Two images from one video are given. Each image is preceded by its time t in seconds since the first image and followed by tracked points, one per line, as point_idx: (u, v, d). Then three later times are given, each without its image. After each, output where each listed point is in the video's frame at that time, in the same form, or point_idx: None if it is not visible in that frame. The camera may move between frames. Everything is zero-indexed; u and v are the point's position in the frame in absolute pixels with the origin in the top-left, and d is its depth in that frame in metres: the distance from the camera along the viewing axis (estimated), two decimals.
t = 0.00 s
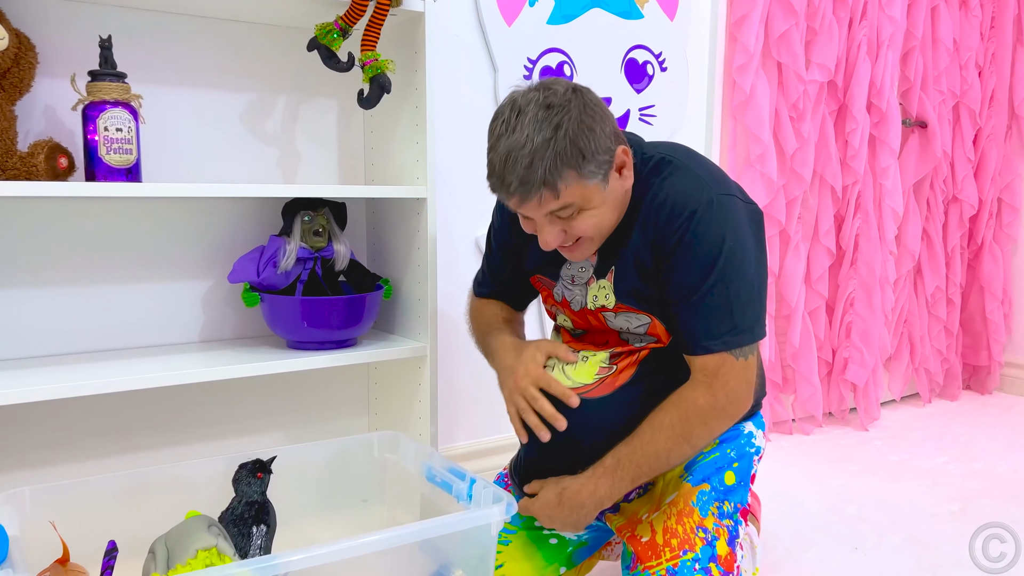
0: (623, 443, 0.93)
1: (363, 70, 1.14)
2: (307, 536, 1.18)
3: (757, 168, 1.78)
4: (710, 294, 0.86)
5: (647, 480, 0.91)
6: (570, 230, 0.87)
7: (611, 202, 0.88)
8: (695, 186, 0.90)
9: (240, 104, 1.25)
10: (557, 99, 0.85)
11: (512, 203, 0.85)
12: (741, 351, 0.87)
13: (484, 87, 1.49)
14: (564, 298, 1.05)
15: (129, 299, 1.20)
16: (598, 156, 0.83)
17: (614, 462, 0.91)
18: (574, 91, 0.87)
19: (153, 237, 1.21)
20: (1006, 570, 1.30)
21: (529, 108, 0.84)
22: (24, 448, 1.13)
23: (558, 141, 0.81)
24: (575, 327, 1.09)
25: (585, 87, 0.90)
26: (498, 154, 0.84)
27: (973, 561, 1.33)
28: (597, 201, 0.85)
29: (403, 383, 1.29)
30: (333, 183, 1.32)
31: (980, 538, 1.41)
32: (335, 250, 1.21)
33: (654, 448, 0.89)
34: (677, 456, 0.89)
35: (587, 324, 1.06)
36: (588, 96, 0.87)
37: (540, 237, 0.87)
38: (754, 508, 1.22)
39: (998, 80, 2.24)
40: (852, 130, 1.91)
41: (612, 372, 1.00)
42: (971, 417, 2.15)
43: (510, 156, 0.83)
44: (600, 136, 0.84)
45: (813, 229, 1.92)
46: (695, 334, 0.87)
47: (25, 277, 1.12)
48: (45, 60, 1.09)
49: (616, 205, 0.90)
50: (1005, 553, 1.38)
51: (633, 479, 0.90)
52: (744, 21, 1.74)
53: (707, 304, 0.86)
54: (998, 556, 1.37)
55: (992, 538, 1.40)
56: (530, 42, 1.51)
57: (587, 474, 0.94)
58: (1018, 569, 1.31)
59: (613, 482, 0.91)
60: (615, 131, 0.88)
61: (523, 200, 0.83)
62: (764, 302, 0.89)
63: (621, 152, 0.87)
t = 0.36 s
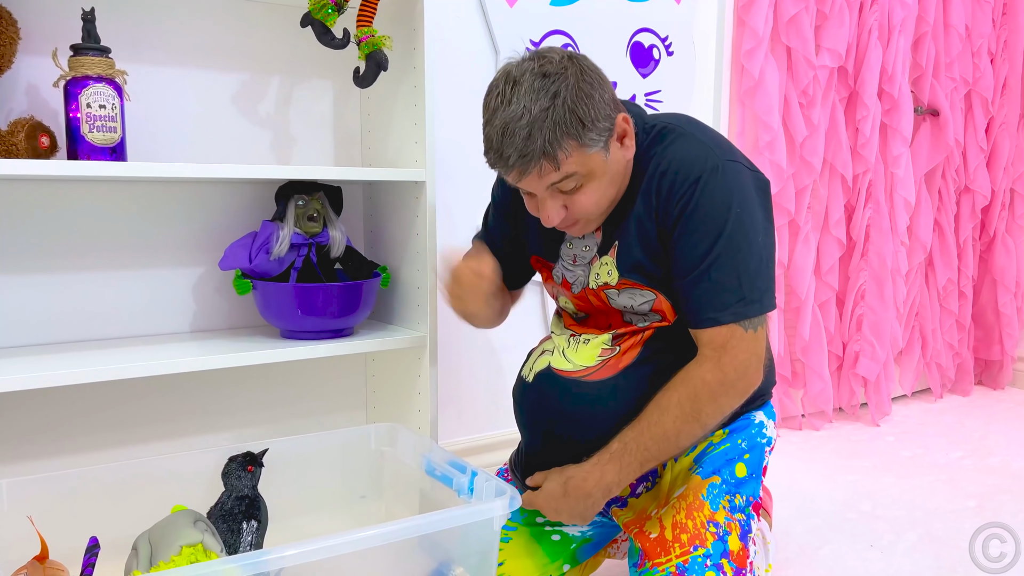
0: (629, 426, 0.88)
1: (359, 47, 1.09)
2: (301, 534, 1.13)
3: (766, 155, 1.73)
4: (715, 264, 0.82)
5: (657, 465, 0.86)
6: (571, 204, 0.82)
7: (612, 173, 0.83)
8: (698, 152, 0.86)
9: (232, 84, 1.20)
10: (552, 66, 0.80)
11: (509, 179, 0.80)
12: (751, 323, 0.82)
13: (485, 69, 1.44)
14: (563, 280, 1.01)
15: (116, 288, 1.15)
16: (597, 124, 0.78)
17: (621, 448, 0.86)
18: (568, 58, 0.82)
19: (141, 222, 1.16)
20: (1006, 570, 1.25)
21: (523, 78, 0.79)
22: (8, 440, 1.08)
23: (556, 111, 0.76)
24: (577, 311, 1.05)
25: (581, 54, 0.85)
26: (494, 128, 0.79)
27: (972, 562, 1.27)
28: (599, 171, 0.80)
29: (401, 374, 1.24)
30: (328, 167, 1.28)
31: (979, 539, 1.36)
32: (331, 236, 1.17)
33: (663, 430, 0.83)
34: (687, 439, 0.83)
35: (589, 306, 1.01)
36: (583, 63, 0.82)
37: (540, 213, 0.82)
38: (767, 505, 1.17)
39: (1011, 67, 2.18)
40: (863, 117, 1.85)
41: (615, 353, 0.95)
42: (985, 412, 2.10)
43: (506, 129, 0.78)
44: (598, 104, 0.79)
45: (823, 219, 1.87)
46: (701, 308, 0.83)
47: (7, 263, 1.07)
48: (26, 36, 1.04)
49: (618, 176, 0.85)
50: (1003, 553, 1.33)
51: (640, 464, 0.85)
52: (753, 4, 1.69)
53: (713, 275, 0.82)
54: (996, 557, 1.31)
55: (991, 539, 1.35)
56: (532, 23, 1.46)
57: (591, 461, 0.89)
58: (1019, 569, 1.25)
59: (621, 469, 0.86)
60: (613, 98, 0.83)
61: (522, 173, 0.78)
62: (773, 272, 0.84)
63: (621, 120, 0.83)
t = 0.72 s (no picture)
0: (641, 426, 0.87)
1: (358, 49, 1.08)
2: (300, 537, 1.12)
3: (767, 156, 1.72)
4: (735, 263, 0.81)
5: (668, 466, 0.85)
6: (584, 197, 0.81)
7: (632, 173, 0.83)
8: (724, 152, 0.86)
9: (231, 86, 1.20)
10: (584, 55, 0.80)
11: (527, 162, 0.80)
12: (767, 325, 0.81)
13: (485, 70, 1.44)
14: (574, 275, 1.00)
15: (114, 291, 1.14)
16: (622, 118, 0.78)
17: (632, 447, 0.85)
18: (604, 51, 0.82)
19: (139, 225, 1.15)
20: (1006, 570, 1.25)
21: (555, 64, 0.80)
22: (5, 444, 1.08)
23: (581, 98, 0.76)
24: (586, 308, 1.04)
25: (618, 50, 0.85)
26: (519, 109, 0.80)
27: (972, 561, 1.27)
28: (618, 167, 0.80)
29: (401, 377, 1.23)
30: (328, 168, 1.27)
31: (979, 538, 1.35)
32: (330, 239, 1.16)
33: (676, 430, 0.82)
34: (700, 440, 0.83)
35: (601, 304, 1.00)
36: (617, 57, 0.82)
37: (552, 200, 0.82)
38: (770, 508, 1.16)
39: (1011, 68, 2.18)
40: (864, 117, 1.85)
41: (627, 354, 0.94)
42: (986, 413, 2.09)
43: (530, 110, 0.78)
44: (627, 99, 0.79)
45: (824, 219, 1.87)
46: (718, 306, 0.82)
47: (4, 266, 1.07)
48: (24, 38, 1.04)
49: (638, 176, 0.85)
50: (1004, 553, 1.32)
51: (652, 464, 0.84)
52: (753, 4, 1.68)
53: (732, 274, 0.81)
54: (997, 557, 1.31)
55: (991, 539, 1.35)
56: (532, 25, 1.46)
57: (601, 461, 0.88)
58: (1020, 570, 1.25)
59: (632, 468, 0.84)
60: (642, 97, 0.83)
61: (541, 157, 0.78)
62: (793, 275, 0.83)
63: (648, 120, 0.82)
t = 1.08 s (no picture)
0: (646, 442, 0.87)
1: (359, 50, 1.08)
2: (301, 539, 1.12)
3: (767, 157, 1.72)
4: (736, 281, 0.81)
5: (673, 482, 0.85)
6: (587, 161, 0.81)
7: (634, 154, 0.83)
8: (719, 166, 0.86)
9: (231, 88, 1.20)
10: (603, 27, 0.84)
11: (536, 111, 0.81)
12: (768, 340, 0.82)
13: (486, 72, 1.44)
14: (580, 289, 0.99)
15: (115, 293, 1.14)
16: (635, 84, 0.81)
17: (639, 463, 0.85)
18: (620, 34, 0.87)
19: (140, 227, 1.15)
20: (1006, 570, 1.25)
21: (576, 28, 0.84)
22: (6, 447, 1.07)
23: (600, 54, 0.80)
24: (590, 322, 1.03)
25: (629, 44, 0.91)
26: (535, 61, 0.82)
27: (972, 562, 1.27)
28: (624, 136, 0.81)
29: (402, 379, 1.23)
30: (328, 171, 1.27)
31: (979, 538, 1.35)
32: (331, 241, 1.16)
33: (683, 446, 0.83)
34: (706, 456, 0.83)
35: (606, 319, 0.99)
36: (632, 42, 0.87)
37: (553, 160, 0.81)
38: (773, 511, 1.16)
39: (1011, 69, 2.18)
40: (864, 119, 1.85)
41: (632, 367, 0.94)
42: (987, 414, 2.09)
43: (549, 58, 0.81)
44: (640, 71, 0.83)
45: (825, 221, 1.86)
46: (720, 323, 0.82)
47: (4, 268, 1.06)
48: (24, 40, 1.04)
49: (639, 160, 0.85)
50: (1003, 552, 1.32)
51: (659, 480, 0.84)
52: (753, 5, 1.68)
53: (733, 291, 0.81)
54: (997, 557, 1.31)
55: (991, 538, 1.35)
56: (532, 26, 1.46)
57: (608, 478, 0.87)
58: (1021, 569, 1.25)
59: (638, 486, 0.84)
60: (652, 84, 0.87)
61: (551, 104, 0.79)
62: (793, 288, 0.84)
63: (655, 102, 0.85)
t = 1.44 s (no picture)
0: (642, 442, 0.87)
1: (357, 52, 1.08)
2: (299, 541, 1.12)
3: (766, 159, 1.72)
4: (724, 277, 0.81)
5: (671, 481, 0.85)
6: (568, 153, 0.82)
7: (617, 149, 0.84)
8: (703, 164, 0.86)
9: (230, 90, 1.19)
10: (587, 24, 0.86)
11: (519, 104, 0.82)
12: (760, 335, 0.82)
13: (485, 73, 1.44)
14: (580, 296, 0.99)
15: (113, 294, 1.14)
16: (617, 80, 0.82)
17: (636, 464, 0.85)
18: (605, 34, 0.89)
19: (138, 228, 1.15)
20: (1006, 570, 1.25)
21: (561, 25, 0.85)
22: (4, 449, 1.07)
23: (583, 49, 0.81)
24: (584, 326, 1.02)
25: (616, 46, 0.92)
26: (519, 55, 0.84)
27: (972, 563, 1.27)
28: (605, 130, 0.82)
29: (401, 380, 1.23)
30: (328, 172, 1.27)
31: (978, 538, 1.35)
32: (330, 242, 1.16)
33: (679, 445, 0.83)
34: (702, 453, 0.83)
35: (600, 323, 0.98)
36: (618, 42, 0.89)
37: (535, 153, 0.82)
38: (772, 512, 1.16)
39: (1011, 70, 2.18)
40: (863, 120, 1.85)
41: (628, 367, 0.92)
42: (986, 415, 2.09)
43: (533, 51, 0.82)
44: (624, 68, 0.84)
45: (824, 223, 1.87)
46: (710, 321, 0.83)
47: (3, 270, 1.06)
48: (23, 41, 1.04)
49: (623, 156, 0.86)
50: (1003, 553, 1.32)
51: (656, 480, 0.83)
52: (752, 6, 1.69)
53: (723, 288, 0.81)
54: (997, 557, 1.31)
55: (991, 538, 1.35)
56: (531, 28, 1.46)
57: (605, 478, 0.87)
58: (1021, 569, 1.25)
59: (636, 486, 0.84)
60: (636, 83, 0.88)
61: (533, 96, 0.80)
62: (783, 281, 0.84)
63: (639, 99, 0.86)
